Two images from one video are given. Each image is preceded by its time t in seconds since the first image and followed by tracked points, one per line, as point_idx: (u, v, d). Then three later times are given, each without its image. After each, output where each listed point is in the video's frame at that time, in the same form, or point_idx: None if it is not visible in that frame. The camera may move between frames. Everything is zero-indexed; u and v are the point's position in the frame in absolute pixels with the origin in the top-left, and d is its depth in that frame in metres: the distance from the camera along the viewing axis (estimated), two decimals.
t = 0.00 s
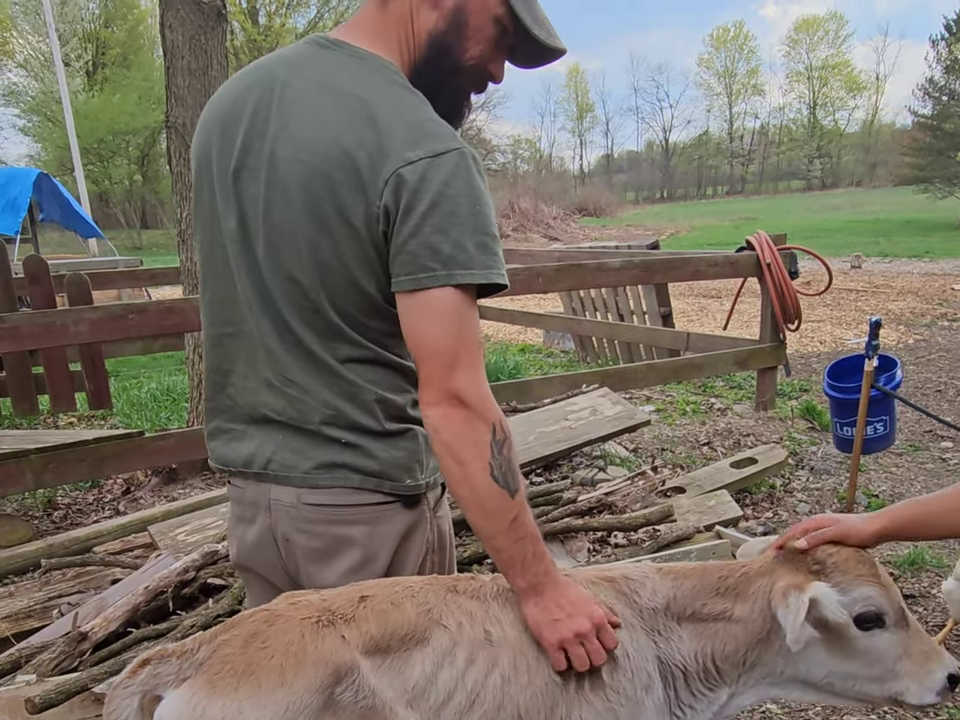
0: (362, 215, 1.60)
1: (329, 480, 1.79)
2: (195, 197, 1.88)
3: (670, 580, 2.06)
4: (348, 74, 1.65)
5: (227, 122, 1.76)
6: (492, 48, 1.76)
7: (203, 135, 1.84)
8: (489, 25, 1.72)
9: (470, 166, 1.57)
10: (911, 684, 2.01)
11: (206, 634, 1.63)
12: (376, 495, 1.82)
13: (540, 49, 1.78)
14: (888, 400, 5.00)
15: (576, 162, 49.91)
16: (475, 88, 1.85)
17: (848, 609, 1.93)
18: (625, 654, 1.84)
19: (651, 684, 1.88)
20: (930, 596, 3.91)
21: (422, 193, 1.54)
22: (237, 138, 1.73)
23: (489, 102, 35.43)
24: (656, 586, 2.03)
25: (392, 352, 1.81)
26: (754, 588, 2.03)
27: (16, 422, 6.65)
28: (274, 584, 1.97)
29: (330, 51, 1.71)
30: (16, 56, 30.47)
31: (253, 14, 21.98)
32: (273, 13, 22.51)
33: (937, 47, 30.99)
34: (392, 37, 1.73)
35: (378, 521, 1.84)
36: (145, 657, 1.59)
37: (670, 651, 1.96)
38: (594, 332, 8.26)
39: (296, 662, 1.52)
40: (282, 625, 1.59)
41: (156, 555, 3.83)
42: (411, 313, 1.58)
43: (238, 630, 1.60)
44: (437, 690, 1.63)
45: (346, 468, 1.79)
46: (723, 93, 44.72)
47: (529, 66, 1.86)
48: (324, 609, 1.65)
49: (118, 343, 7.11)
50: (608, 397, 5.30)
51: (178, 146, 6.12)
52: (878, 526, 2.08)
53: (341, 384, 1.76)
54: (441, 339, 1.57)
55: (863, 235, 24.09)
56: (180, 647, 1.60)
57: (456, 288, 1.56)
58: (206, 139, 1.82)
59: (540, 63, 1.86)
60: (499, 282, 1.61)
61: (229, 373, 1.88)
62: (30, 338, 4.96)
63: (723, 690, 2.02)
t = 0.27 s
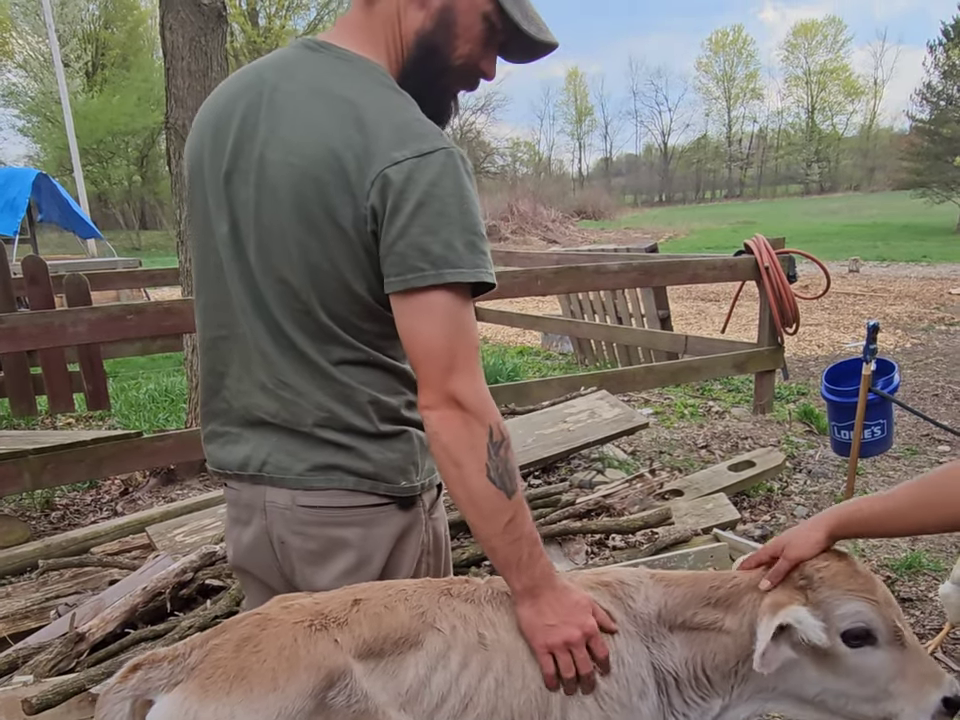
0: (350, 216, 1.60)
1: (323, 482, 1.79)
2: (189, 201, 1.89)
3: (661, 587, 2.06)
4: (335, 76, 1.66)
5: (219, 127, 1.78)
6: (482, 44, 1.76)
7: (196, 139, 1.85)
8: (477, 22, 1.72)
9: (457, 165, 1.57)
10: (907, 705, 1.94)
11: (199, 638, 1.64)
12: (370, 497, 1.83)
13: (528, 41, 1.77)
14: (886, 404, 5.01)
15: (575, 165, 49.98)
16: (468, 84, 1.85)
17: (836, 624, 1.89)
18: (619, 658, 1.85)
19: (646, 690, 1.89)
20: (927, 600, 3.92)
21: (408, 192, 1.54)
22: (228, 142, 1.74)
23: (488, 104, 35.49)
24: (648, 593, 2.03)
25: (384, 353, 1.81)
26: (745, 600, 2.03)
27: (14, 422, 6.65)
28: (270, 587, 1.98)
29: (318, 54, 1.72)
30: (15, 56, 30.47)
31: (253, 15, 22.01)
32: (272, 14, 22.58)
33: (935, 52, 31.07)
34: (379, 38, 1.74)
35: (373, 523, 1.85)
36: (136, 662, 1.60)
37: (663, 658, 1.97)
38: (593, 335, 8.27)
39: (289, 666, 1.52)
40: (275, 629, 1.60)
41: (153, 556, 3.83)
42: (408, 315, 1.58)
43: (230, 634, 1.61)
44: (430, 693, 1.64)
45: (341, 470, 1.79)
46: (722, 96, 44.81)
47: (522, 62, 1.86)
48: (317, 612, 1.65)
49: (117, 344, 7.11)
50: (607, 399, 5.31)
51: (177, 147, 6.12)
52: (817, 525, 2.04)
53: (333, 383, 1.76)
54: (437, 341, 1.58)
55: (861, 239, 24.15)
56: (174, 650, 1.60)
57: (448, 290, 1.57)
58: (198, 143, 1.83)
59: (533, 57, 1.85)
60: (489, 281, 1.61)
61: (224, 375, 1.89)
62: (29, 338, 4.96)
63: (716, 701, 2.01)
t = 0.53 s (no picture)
0: (307, 215, 1.63)
1: (306, 483, 1.80)
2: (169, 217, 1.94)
3: (648, 591, 2.08)
4: (285, 82, 1.69)
5: (187, 143, 1.82)
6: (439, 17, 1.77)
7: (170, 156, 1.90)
8: None
9: (408, 154, 1.60)
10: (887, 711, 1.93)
11: (192, 641, 1.65)
12: (354, 498, 1.83)
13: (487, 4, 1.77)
14: (882, 408, 5.03)
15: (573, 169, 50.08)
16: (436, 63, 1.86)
17: (810, 629, 1.92)
18: (610, 662, 1.86)
19: (635, 692, 1.90)
20: (923, 603, 3.93)
21: (363, 186, 1.57)
22: (196, 155, 1.77)
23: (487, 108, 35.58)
24: (635, 596, 2.05)
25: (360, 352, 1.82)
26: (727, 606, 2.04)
27: (12, 423, 6.65)
28: (264, 590, 1.99)
29: (274, 60, 1.75)
30: (14, 58, 30.50)
31: (253, 19, 22.03)
32: (271, 18, 22.69)
33: (932, 58, 31.23)
34: (335, 35, 1.76)
35: (358, 524, 1.85)
36: (129, 666, 1.61)
37: (650, 662, 1.98)
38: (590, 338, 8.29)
39: (282, 668, 1.53)
40: (268, 632, 1.61)
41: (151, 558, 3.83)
42: (372, 311, 1.61)
43: (224, 637, 1.62)
44: (422, 694, 1.64)
45: (324, 471, 1.80)
46: (719, 101, 44.95)
47: (485, 22, 1.86)
48: (310, 615, 1.67)
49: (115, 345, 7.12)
50: (604, 402, 5.32)
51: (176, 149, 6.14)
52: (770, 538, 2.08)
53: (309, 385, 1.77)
54: (402, 334, 1.61)
55: (858, 244, 24.23)
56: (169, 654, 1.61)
57: (407, 282, 1.60)
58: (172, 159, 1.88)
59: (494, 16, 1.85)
60: (446, 267, 1.64)
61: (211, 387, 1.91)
62: (27, 340, 4.97)
63: (704, 708, 2.01)
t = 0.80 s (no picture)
0: (244, 219, 1.67)
1: (280, 481, 1.82)
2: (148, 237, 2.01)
3: (647, 601, 2.06)
4: (219, 92, 1.73)
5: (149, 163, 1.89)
6: (378, 3, 1.79)
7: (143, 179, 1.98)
8: None
9: (337, 149, 1.61)
10: None
11: (184, 642, 1.64)
12: (327, 496, 1.83)
13: None
14: (883, 411, 5.02)
15: (573, 172, 50.10)
16: (376, 53, 1.89)
17: (828, 653, 1.91)
18: (603, 666, 1.87)
19: (628, 698, 1.91)
20: (923, 606, 3.93)
21: (292, 184, 1.59)
22: (156, 172, 1.84)
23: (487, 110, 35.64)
24: (634, 605, 2.04)
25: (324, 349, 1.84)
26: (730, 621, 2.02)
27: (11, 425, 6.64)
28: (252, 588, 2.01)
29: (216, 70, 1.80)
30: (16, 60, 30.55)
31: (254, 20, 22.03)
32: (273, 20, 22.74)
33: (932, 62, 31.29)
34: (274, 38, 1.80)
35: (332, 522, 1.85)
36: (121, 667, 1.59)
37: (649, 671, 1.97)
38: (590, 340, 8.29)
39: (276, 670, 1.53)
40: (261, 633, 1.60)
41: (151, 559, 3.83)
42: (310, 309, 1.62)
43: (216, 638, 1.61)
44: (412, 696, 1.64)
45: (296, 470, 1.81)
46: (720, 104, 45.00)
47: None
48: (303, 616, 1.66)
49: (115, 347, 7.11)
50: (604, 405, 5.32)
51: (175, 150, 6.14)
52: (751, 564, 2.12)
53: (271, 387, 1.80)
54: (340, 328, 1.61)
55: (857, 247, 24.26)
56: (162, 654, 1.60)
57: (340, 275, 1.60)
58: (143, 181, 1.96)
59: None
60: (381, 255, 1.64)
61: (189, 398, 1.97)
62: (27, 341, 4.96)
63: None
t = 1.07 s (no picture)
0: (185, 216, 1.74)
1: (219, 479, 1.92)
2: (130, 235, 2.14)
3: (654, 608, 2.07)
4: (174, 91, 1.81)
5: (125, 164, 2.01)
6: (340, 14, 1.85)
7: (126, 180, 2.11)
8: None
9: (272, 149, 1.67)
10: None
11: (178, 641, 1.69)
12: (263, 494, 1.91)
13: None
14: (882, 414, 5.04)
15: (573, 174, 50.13)
16: (344, 60, 1.95)
17: (844, 660, 1.94)
18: (600, 672, 1.87)
19: (627, 702, 1.91)
20: (921, 608, 3.94)
21: (227, 182, 1.65)
22: (128, 174, 1.95)
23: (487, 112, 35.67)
24: (636, 610, 2.05)
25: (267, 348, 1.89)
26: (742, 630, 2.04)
27: (12, 425, 6.66)
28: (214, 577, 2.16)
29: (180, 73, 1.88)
30: (16, 60, 30.56)
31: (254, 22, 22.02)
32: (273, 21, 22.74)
33: (932, 65, 31.34)
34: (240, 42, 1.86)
35: (271, 520, 1.93)
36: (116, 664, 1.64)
37: (651, 677, 1.99)
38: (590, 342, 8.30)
39: (266, 669, 1.58)
40: (253, 632, 1.65)
41: (151, 560, 3.85)
42: (249, 301, 1.68)
43: (210, 636, 1.66)
44: (403, 697, 1.66)
45: (234, 467, 1.91)
46: (720, 107, 45.04)
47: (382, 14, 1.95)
48: (295, 616, 1.71)
49: (116, 347, 7.13)
50: (604, 406, 5.33)
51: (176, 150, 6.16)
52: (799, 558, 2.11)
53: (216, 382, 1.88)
54: (275, 321, 1.67)
55: (857, 250, 24.27)
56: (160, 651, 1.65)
57: (272, 270, 1.66)
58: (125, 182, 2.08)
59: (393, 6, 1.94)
60: (315, 253, 1.69)
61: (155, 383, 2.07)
62: (28, 341, 4.98)
63: None
